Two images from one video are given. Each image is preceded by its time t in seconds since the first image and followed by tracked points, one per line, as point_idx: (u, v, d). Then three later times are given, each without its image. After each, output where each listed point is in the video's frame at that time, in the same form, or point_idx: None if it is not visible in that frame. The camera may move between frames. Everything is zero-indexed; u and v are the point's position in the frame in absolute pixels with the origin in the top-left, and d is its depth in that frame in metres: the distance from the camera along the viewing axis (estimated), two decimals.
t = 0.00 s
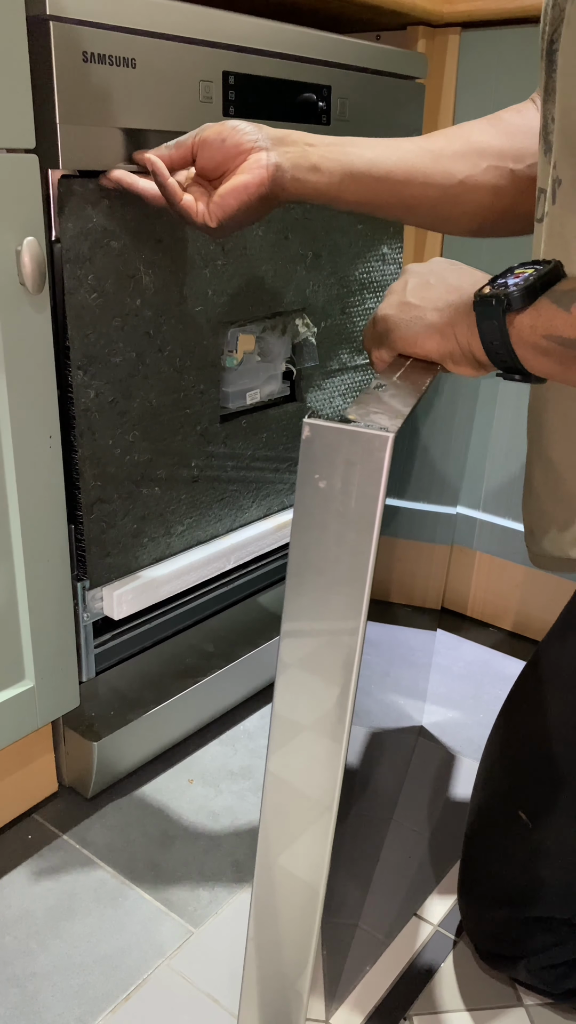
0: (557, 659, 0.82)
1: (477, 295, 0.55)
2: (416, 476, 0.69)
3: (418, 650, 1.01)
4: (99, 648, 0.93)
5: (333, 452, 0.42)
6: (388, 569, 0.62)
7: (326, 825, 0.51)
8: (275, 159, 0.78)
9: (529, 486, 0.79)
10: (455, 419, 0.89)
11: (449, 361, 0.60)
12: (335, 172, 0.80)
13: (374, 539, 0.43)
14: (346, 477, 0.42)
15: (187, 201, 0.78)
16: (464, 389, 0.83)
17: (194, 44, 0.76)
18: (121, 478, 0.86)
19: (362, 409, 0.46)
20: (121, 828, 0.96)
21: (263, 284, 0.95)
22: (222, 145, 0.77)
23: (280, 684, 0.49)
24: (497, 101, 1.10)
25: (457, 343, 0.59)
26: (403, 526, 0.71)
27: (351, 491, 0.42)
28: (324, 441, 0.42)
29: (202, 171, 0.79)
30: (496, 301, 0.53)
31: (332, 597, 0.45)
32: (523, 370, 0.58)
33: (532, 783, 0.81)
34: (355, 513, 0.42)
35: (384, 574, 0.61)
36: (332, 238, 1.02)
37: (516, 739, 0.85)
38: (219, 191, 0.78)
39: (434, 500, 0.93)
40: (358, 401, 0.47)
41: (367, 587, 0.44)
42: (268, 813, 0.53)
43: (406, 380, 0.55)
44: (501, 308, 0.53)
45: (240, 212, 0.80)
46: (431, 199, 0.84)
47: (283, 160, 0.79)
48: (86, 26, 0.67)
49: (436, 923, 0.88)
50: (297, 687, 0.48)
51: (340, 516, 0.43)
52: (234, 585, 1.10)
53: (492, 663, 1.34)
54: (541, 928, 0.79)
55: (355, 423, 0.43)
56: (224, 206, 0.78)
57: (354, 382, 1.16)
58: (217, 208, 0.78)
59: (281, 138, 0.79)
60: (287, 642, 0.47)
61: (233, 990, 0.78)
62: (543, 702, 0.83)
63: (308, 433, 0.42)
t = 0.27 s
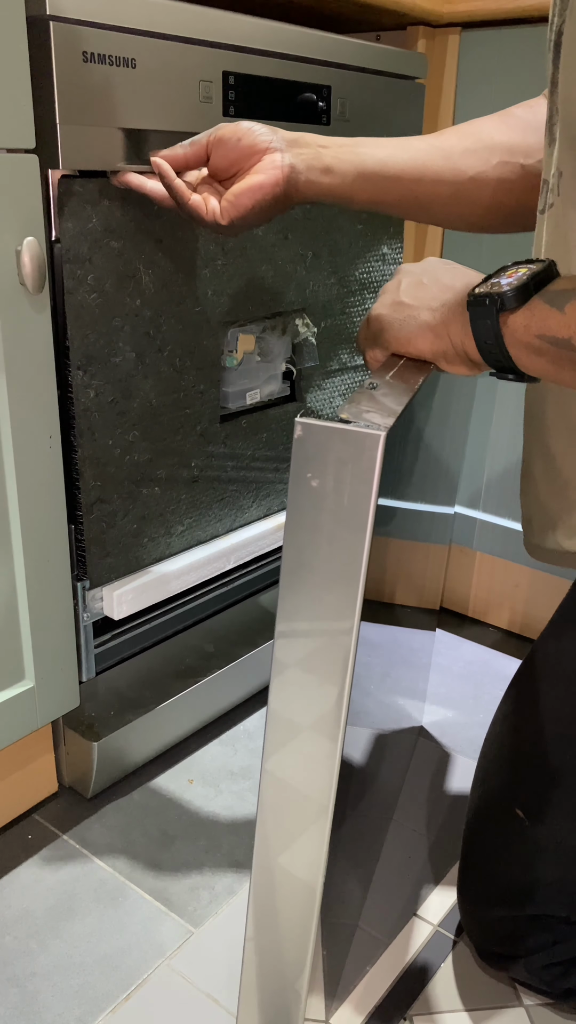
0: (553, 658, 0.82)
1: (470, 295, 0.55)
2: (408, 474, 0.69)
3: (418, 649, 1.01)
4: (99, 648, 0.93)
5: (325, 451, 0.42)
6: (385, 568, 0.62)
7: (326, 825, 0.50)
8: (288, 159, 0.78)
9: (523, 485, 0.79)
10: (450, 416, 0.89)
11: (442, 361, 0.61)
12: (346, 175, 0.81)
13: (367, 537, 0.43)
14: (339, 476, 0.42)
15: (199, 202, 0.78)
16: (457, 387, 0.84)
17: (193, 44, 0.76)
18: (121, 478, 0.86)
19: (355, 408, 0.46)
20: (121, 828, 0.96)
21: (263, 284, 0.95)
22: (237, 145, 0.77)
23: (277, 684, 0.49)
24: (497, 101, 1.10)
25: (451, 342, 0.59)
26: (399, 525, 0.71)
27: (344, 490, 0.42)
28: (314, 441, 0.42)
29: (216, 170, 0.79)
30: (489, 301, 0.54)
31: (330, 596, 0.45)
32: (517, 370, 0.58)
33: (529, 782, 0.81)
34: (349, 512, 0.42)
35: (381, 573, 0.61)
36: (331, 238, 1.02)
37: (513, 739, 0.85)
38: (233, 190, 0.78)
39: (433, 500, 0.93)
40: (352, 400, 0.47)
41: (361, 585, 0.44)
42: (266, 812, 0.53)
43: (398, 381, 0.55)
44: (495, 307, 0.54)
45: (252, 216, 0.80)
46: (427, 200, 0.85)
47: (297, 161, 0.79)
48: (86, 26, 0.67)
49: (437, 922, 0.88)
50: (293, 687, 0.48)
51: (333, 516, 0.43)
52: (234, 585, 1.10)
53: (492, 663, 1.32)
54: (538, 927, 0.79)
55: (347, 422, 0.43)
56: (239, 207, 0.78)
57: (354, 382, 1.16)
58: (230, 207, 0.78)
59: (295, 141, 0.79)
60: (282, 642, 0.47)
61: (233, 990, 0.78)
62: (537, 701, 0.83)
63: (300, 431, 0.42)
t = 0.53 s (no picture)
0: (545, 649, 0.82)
1: (470, 295, 0.55)
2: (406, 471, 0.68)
3: (418, 649, 1.01)
4: (99, 648, 0.93)
5: (324, 451, 0.42)
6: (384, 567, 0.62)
7: (325, 825, 0.50)
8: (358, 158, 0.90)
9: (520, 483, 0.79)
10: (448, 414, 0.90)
11: (442, 360, 0.61)
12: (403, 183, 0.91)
13: (367, 537, 0.43)
14: (337, 476, 0.42)
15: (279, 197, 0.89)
16: (454, 384, 0.84)
17: (193, 44, 0.76)
18: (121, 478, 0.86)
19: (355, 408, 0.45)
20: (121, 828, 0.96)
21: (263, 284, 0.95)
22: (312, 143, 0.87)
23: (276, 684, 0.49)
24: (497, 102, 1.09)
25: (451, 342, 0.59)
26: (398, 524, 0.71)
27: (342, 490, 0.42)
28: (313, 440, 0.42)
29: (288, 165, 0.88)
30: (489, 302, 0.54)
31: (329, 597, 0.45)
32: (518, 370, 0.58)
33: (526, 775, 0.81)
34: (348, 512, 0.43)
35: (380, 571, 0.61)
36: (331, 238, 1.02)
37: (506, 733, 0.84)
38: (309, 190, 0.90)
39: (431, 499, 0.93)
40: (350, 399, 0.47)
41: (360, 585, 0.44)
42: (266, 812, 0.53)
43: (397, 380, 0.55)
44: (496, 308, 0.54)
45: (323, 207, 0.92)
46: (462, 186, 0.93)
47: (365, 159, 0.91)
48: (86, 26, 0.67)
49: (437, 923, 0.88)
50: (293, 687, 0.48)
51: (331, 516, 0.43)
52: (235, 585, 1.10)
53: (493, 663, 1.32)
54: (544, 925, 0.80)
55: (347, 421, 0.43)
56: (314, 203, 0.90)
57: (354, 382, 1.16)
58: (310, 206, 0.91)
59: (364, 141, 0.91)
60: (282, 643, 0.47)
61: (233, 990, 0.78)
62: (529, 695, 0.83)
63: (300, 431, 0.42)
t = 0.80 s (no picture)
0: (534, 634, 0.81)
1: (458, 288, 0.57)
2: (401, 469, 0.68)
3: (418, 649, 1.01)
4: (99, 648, 0.93)
5: (312, 450, 0.42)
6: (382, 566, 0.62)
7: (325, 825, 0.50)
8: (450, 155, 0.92)
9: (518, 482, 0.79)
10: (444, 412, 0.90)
11: (432, 355, 0.61)
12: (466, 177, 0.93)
13: (356, 535, 0.43)
14: (328, 475, 0.42)
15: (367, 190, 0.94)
16: (449, 382, 0.84)
17: (193, 44, 0.76)
18: (121, 478, 0.86)
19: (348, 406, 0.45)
20: (121, 828, 0.96)
21: (263, 284, 0.95)
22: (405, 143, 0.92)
23: (271, 683, 0.49)
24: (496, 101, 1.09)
25: (440, 337, 0.59)
26: (396, 523, 0.71)
27: (332, 489, 0.42)
28: (302, 439, 0.42)
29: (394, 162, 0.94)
30: (477, 293, 0.56)
31: (323, 596, 0.45)
32: (508, 361, 0.59)
33: (514, 764, 0.80)
34: (339, 511, 0.43)
35: (378, 570, 0.61)
36: (331, 238, 1.02)
37: (499, 720, 0.83)
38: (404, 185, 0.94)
39: (428, 497, 0.93)
40: (344, 398, 0.47)
41: (350, 583, 0.44)
42: (263, 812, 0.53)
43: (386, 380, 0.54)
44: (483, 298, 0.56)
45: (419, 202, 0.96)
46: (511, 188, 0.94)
47: (455, 157, 0.93)
48: (86, 26, 0.67)
49: (437, 923, 0.88)
50: (287, 687, 0.48)
51: (325, 515, 0.43)
52: (235, 585, 1.10)
53: (494, 663, 1.32)
54: (532, 918, 0.80)
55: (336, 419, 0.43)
56: (409, 197, 0.94)
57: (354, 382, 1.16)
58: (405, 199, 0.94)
59: (455, 136, 0.93)
60: (275, 642, 0.47)
61: (233, 990, 0.78)
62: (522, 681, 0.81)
63: (289, 429, 0.42)
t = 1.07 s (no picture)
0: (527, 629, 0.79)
1: (456, 283, 0.57)
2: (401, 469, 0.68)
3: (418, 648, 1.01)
4: (99, 648, 0.93)
5: (311, 450, 0.42)
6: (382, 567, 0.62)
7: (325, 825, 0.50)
8: (473, 161, 0.97)
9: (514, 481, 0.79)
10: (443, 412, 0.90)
11: (431, 354, 0.61)
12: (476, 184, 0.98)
13: (355, 535, 0.43)
14: (327, 474, 0.42)
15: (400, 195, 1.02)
16: (448, 382, 0.84)
17: (193, 44, 0.76)
18: (121, 478, 0.86)
19: (350, 406, 0.45)
20: (121, 828, 0.96)
21: (263, 284, 0.95)
22: (434, 150, 0.98)
23: (270, 684, 0.49)
24: (496, 101, 1.09)
25: (439, 335, 0.59)
26: (396, 523, 0.71)
27: (331, 489, 0.42)
28: (301, 440, 0.42)
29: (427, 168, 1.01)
30: (477, 287, 0.56)
31: (321, 596, 0.45)
32: (508, 356, 0.59)
33: (512, 758, 0.80)
34: (338, 511, 0.43)
35: (378, 571, 0.61)
36: (330, 238, 1.02)
37: (493, 714, 0.82)
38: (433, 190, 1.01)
39: (427, 496, 0.92)
40: (343, 399, 0.47)
41: (350, 583, 0.44)
42: (263, 812, 0.53)
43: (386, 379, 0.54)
44: (483, 292, 0.56)
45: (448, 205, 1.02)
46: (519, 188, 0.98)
47: (479, 164, 0.97)
48: (85, 26, 0.67)
49: (437, 923, 0.88)
50: (286, 687, 0.48)
51: (323, 515, 0.43)
52: (235, 585, 1.10)
53: (494, 662, 1.32)
54: (530, 914, 0.80)
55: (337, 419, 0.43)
56: (436, 201, 1.00)
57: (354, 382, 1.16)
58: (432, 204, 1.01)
59: (483, 141, 0.98)
60: (274, 643, 0.47)
61: (232, 990, 0.78)
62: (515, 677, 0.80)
63: (288, 429, 0.42)
